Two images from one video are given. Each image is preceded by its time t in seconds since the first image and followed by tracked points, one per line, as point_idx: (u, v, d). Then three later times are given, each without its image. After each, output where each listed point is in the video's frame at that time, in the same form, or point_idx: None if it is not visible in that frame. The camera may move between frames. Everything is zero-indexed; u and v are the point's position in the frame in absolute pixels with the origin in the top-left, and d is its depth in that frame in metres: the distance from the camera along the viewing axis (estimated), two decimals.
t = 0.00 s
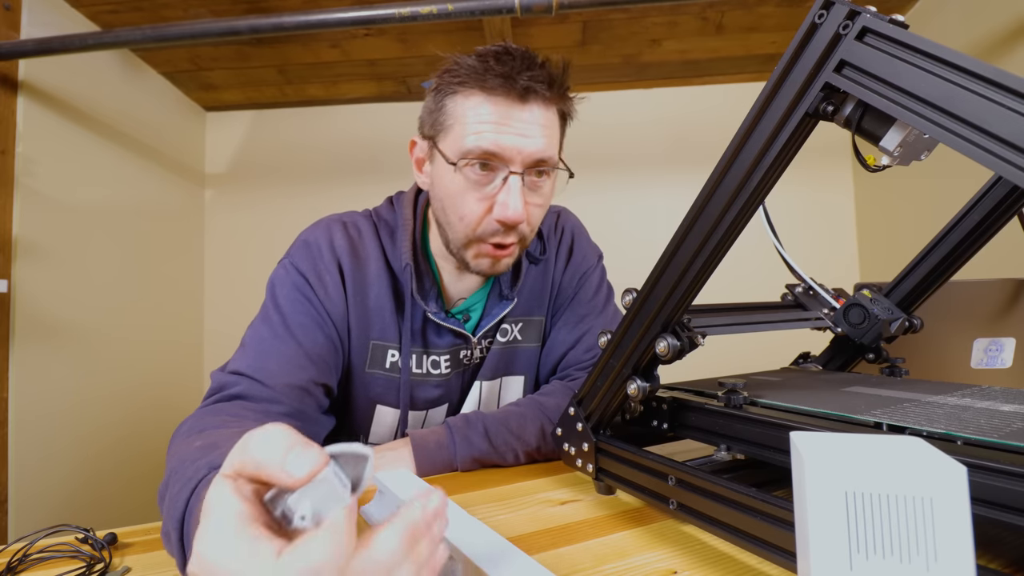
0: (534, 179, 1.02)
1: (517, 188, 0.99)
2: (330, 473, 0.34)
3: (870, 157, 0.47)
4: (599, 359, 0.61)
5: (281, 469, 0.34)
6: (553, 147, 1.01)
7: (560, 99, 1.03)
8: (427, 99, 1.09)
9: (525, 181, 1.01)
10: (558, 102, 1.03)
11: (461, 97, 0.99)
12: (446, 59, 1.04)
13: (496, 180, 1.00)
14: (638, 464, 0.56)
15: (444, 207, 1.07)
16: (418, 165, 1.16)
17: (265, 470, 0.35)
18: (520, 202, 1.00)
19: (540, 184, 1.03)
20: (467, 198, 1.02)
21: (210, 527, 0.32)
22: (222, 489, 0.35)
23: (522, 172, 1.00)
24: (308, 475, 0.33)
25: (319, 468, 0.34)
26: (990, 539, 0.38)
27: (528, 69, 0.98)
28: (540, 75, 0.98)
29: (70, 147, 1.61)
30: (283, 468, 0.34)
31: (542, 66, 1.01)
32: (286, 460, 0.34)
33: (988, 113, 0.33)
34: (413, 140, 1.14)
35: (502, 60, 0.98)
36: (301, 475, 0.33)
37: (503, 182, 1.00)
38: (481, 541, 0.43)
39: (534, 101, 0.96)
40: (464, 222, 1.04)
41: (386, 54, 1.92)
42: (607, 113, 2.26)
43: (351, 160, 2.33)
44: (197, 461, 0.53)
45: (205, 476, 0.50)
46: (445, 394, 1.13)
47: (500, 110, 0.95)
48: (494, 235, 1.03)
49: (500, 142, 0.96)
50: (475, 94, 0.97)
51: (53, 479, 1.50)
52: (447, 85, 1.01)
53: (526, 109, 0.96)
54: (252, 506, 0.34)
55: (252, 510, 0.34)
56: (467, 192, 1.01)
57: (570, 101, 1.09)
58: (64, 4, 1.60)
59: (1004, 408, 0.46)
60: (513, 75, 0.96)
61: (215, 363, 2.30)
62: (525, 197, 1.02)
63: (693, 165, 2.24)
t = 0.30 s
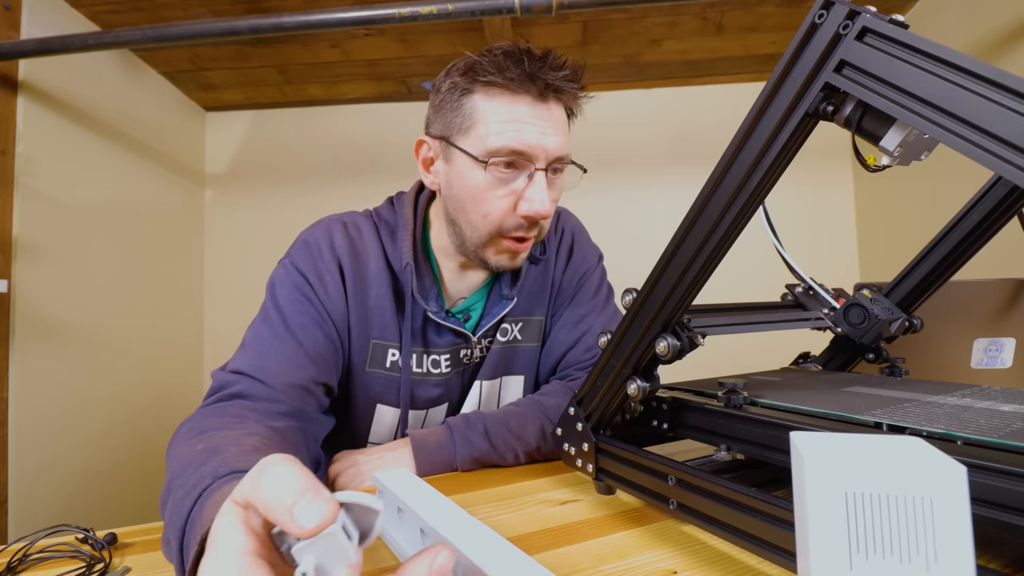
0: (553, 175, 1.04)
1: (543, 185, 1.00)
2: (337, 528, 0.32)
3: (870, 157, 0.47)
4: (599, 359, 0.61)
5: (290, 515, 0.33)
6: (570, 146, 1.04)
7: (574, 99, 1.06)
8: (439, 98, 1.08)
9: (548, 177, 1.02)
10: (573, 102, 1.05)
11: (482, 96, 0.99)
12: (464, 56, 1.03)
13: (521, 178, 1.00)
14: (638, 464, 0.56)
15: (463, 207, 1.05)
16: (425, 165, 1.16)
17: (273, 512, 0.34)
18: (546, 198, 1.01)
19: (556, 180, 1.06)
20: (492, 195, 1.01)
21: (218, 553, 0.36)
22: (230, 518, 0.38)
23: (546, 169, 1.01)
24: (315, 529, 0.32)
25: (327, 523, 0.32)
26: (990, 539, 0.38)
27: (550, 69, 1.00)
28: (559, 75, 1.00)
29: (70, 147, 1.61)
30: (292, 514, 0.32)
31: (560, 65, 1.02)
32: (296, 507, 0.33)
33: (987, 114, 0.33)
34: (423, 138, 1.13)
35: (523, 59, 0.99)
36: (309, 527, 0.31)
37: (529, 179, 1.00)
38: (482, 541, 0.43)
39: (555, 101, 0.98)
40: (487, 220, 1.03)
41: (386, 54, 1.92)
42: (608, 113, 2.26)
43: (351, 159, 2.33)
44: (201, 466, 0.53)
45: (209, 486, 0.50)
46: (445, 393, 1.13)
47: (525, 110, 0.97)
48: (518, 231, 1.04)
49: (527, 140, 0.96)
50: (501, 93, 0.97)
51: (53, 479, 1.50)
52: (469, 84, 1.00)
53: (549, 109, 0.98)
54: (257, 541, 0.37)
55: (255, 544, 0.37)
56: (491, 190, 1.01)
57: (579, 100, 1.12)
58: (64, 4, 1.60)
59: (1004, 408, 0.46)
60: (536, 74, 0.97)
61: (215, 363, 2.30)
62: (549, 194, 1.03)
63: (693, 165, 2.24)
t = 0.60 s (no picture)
0: (553, 178, 1.04)
1: (542, 187, 1.00)
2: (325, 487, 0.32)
3: (870, 157, 0.47)
4: (599, 359, 0.61)
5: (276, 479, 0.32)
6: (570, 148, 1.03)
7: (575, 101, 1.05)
8: (439, 99, 1.08)
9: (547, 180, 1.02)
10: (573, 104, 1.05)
11: (482, 98, 0.99)
12: (465, 58, 1.02)
13: (519, 180, 1.00)
14: (638, 464, 0.56)
15: (462, 207, 1.06)
16: (425, 166, 1.16)
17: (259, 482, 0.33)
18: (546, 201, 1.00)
19: (557, 182, 1.05)
20: (491, 198, 1.01)
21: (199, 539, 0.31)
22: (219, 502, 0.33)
23: (545, 172, 1.00)
24: (302, 490, 0.31)
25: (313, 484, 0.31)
26: (990, 539, 0.38)
27: (550, 71, 1.00)
28: (559, 77, 1.00)
29: (70, 147, 1.61)
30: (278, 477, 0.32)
31: (561, 67, 1.02)
32: (283, 470, 0.32)
33: (988, 113, 0.33)
34: (423, 139, 1.13)
35: (523, 61, 0.99)
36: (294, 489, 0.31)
37: (528, 182, 1.00)
38: (482, 542, 0.43)
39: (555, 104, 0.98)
40: (485, 221, 1.03)
41: (386, 54, 1.92)
42: (608, 114, 2.26)
43: (351, 159, 2.33)
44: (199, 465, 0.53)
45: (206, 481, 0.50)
46: (445, 393, 1.13)
47: (524, 112, 0.97)
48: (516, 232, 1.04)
49: (526, 144, 0.96)
50: (500, 96, 0.97)
51: (53, 479, 1.50)
52: (469, 86, 1.00)
53: (548, 112, 0.98)
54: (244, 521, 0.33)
55: (244, 523, 0.32)
56: (489, 192, 1.01)
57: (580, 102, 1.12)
58: (64, 4, 1.60)
59: (1004, 408, 0.46)
60: (535, 77, 0.97)
61: (215, 363, 2.30)
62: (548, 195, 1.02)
63: (693, 165, 2.24)
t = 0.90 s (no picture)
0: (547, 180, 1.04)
1: (536, 189, 1.00)
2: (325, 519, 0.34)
3: (870, 157, 0.47)
4: (599, 359, 0.61)
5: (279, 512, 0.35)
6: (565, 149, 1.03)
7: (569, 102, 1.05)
8: (433, 101, 1.08)
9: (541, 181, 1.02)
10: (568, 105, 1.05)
11: (475, 100, 0.99)
12: (459, 59, 1.02)
13: (513, 182, 1.00)
14: (638, 464, 0.56)
15: (456, 209, 1.06)
16: (421, 168, 1.17)
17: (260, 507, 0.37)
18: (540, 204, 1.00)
19: (552, 184, 1.05)
20: (485, 201, 1.01)
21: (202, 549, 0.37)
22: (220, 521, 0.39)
23: (539, 174, 1.00)
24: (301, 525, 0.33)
25: (312, 517, 0.34)
26: (990, 539, 0.38)
27: (543, 72, 1.00)
28: (552, 78, 1.00)
29: (70, 147, 1.61)
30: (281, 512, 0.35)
31: (555, 68, 1.02)
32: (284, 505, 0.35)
33: (988, 113, 0.33)
34: (419, 140, 1.13)
35: (517, 63, 0.98)
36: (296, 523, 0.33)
37: (522, 184, 1.00)
38: (481, 542, 0.43)
39: (549, 105, 0.98)
40: (479, 223, 1.03)
41: (386, 54, 1.92)
42: (608, 113, 2.26)
43: (351, 159, 2.33)
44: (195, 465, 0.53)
45: (200, 482, 0.50)
46: (445, 393, 1.13)
47: (517, 113, 0.96)
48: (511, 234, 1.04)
49: (520, 146, 0.96)
50: (493, 97, 0.97)
51: (53, 479, 1.50)
52: (463, 88, 1.00)
53: (542, 113, 0.97)
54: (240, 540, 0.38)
55: (239, 542, 0.37)
56: (482, 194, 1.01)
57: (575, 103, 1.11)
58: (64, 4, 1.60)
59: (1004, 408, 0.46)
60: (528, 78, 0.97)
61: (215, 363, 2.30)
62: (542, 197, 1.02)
63: (693, 165, 2.24)
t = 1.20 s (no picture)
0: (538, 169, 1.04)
1: (525, 177, 1.00)
2: (327, 508, 0.31)
3: (870, 157, 0.47)
4: (599, 359, 0.61)
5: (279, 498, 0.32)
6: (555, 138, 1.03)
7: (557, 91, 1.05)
8: (424, 98, 1.09)
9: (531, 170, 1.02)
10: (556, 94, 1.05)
11: (462, 92, 0.99)
12: (446, 54, 1.03)
13: (503, 171, 1.00)
14: (638, 464, 0.56)
15: (448, 202, 1.06)
16: (416, 166, 1.17)
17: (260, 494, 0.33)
18: (530, 192, 1.00)
19: (543, 173, 1.05)
20: (476, 192, 1.01)
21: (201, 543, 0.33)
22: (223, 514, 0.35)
23: (528, 162, 1.00)
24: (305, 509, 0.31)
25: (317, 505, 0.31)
26: (990, 539, 0.38)
27: (528, 60, 1.00)
28: (538, 66, 1.00)
29: (70, 147, 1.61)
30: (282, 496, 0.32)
31: (540, 57, 1.02)
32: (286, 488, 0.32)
33: (988, 113, 0.33)
34: (412, 139, 1.14)
35: (503, 53, 0.99)
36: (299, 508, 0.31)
37: (511, 173, 1.00)
38: (481, 542, 0.43)
39: (536, 92, 0.98)
40: (470, 214, 1.03)
41: (386, 54, 1.92)
42: (607, 113, 2.26)
43: (351, 160, 2.33)
44: (197, 462, 0.53)
45: (201, 479, 0.50)
46: (445, 393, 1.13)
47: (504, 102, 0.97)
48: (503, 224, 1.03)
49: (507, 134, 0.96)
50: (479, 88, 0.97)
51: (53, 479, 1.50)
52: (449, 81, 1.01)
53: (529, 100, 0.98)
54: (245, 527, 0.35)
55: (244, 530, 0.35)
56: (473, 184, 1.01)
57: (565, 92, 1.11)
58: (64, 4, 1.60)
59: (1004, 408, 0.46)
60: (514, 67, 0.97)
61: (214, 363, 2.30)
62: (533, 185, 1.02)
63: (693, 165, 2.24)
